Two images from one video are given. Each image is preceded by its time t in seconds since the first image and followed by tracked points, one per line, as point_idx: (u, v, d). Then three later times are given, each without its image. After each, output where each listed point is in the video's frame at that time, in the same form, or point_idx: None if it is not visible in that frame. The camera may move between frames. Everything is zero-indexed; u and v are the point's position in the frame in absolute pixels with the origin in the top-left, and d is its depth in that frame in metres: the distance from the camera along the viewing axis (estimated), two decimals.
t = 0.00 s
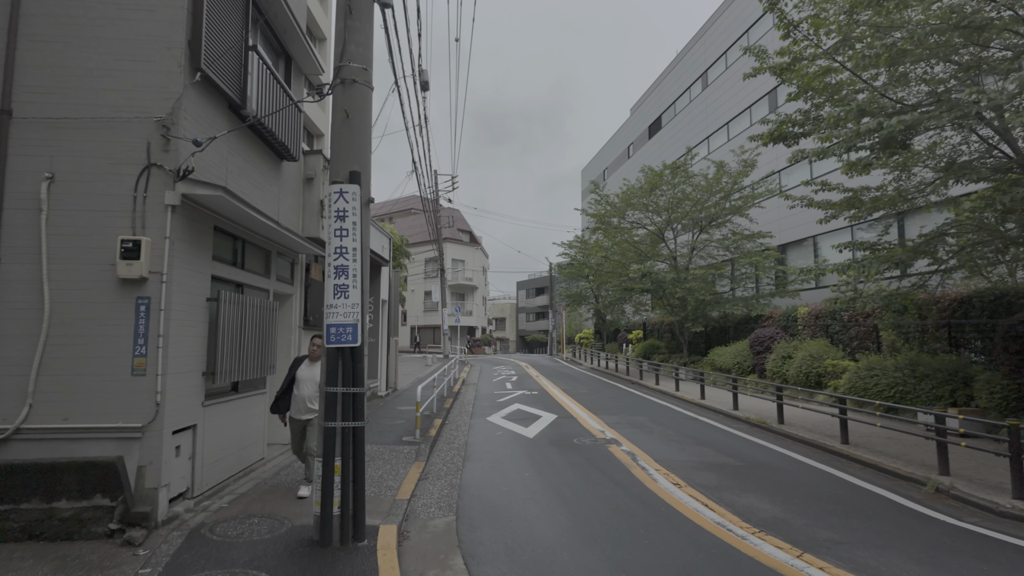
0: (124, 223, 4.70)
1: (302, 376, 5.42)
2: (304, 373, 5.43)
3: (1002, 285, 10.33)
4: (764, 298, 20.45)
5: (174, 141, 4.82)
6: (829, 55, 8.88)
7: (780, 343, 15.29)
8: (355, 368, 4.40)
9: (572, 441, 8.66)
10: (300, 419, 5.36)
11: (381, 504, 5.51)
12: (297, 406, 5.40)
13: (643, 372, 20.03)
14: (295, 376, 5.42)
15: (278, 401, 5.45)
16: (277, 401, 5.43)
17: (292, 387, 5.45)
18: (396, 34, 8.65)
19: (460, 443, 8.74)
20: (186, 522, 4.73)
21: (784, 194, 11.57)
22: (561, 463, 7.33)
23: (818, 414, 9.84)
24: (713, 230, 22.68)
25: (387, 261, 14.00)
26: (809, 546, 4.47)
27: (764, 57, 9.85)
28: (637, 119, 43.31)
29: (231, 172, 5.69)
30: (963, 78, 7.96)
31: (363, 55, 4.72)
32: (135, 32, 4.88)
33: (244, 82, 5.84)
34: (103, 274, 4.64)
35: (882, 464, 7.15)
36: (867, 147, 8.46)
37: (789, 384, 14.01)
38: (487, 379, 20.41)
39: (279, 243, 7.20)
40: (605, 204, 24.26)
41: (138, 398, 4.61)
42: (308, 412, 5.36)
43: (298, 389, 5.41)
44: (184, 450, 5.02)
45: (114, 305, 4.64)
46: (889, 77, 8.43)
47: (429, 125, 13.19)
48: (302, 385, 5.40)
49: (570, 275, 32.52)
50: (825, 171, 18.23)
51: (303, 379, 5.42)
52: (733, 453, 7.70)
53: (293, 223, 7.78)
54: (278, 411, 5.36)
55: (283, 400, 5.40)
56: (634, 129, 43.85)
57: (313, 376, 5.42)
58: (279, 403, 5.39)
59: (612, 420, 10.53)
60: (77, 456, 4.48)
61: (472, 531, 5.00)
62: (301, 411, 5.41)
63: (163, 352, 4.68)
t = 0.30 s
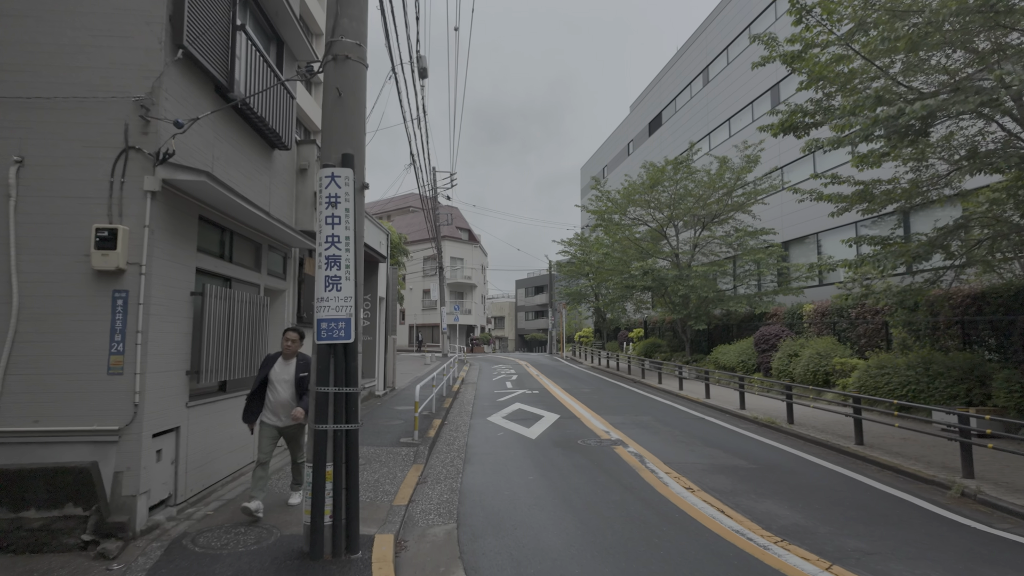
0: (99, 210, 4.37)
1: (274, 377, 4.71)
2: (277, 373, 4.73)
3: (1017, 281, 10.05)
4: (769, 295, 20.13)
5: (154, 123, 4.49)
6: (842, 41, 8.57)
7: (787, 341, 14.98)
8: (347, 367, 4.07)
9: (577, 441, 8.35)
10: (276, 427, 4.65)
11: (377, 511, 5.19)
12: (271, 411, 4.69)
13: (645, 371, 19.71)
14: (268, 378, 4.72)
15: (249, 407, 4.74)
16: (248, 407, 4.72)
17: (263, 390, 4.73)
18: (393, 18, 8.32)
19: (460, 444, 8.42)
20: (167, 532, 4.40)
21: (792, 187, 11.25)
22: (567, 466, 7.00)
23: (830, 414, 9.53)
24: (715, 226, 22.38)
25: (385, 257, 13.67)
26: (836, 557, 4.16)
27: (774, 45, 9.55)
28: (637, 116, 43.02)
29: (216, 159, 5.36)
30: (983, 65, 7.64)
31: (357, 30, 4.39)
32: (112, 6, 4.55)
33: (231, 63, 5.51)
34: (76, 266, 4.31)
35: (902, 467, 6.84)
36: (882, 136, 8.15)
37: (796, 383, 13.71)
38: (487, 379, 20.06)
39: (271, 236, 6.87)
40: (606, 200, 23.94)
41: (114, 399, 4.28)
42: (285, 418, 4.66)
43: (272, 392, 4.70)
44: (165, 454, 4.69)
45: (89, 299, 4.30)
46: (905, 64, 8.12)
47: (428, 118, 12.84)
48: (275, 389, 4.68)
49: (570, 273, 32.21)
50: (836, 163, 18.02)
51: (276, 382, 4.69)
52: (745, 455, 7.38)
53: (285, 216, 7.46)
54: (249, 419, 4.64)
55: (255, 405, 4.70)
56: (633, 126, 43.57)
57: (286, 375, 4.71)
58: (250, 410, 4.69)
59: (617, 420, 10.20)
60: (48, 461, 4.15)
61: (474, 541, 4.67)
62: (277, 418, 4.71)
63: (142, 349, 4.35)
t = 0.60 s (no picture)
0: (68, 204, 4.00)
1: (231, 385, 4.06)
2: (234, 380, 4.09)
3: None
4: (773, 296, 19.78)
5: (128, 109, 4.11)
6: (857, 31, 8.23)
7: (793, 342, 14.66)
8: (338, 375, 3.70)
9: (581, 448, 8.00)
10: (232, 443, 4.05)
11: (372, 528, 4.83)
12: (227, 426, 4.05)
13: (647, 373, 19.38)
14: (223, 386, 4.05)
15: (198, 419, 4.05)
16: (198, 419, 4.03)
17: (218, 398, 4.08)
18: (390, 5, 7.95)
19: (459, 451, 8.06)
20: (143, 555, 4.04)
21: (802, 183, 10.91)
22: (573, 476, 6.65)
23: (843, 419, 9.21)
24: (717, 225, 22.06)
25: (381, 256, 13.30)
26: None
27: (785, 36, 9.23)
28: (636, 114, 42.68)
29: (198, 150, 4.99)
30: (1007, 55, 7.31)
31: (349, 7, 4.03)
32: None
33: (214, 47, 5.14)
34: (42, 264, 3.93)
35: (924, 477, 6.52)
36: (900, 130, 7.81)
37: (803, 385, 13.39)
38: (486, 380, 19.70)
39: (260, 233, 6.50)
40: (607, 198, 23.60)
41: (84, 409, 3.91)
42: (244, 434, 4.06)
43: (227, 403, 4.06)
44: (142, 468, 4.32)
45: (55, 300, 3.93)
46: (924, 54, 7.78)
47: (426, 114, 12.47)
48: (234, 398, 4.04)
49: (569, 273, 31.88)
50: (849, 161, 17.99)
51: (234, 390, 4.06)
52: (758, 464, 7.04)
53: (276, 212, 7.09)
54: (200, 433, 3.97)
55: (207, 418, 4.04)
56: (633, 124, 43.24)
57: (245, 383, 4.08)
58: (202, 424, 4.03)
59: (622, 425, 9.85)
60: (10, 479, 3.79)
61: (477, 562, 4.31)
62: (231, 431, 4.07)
63: (114, 355, 3.98)
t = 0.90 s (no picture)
0: (36, 188, 3.64)
1: (175, 407, 3.23)
2: (179, 401, 3.26)
3: None
4: (780, 294, 19.44)
5: (102, 83, 3.75)
6: (877, 16, 7.89)
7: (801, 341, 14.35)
8: (332, 376, 3.35)
9: (589, 452, 7.66)
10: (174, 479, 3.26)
11: (369, 541, 4.48)
12: (169, 460, 3.24)
13: (650, 372, 19.06)
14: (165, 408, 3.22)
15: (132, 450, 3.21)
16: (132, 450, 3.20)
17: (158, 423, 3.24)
18: None
19: (462, 455, 7.72)
20: (118, 573, 3.68)
21: (814, 178, 10.58)
22: (582, 482, 6.31)
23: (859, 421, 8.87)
24: (721, 222, 21.73)
25: (379, 253, 12.94)
26: None
27: (800, 23, 8.89)
28: (637, 111, 42.36)
29: (181, 132, 4.63)
30: None
31: None
32: None
33: (200, 22, 4.78)
34: (8, 254, 3.58)
35: (952, 483, 6.19)
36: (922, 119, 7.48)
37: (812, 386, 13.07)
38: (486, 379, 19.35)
39: (251, 224, 6.15)
40: (609, 195, 23.26)
41: (53, 414, 3.55)
42: (192, 470, 3.27)
43: (170, 429, 3.24)
44: (118, 478, 3.96)
45: (23, 294, 3.57)
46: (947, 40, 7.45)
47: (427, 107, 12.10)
48: (179, 425, 3.23)
49: (569, 271, 31.56)
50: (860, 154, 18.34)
51: (180, 415, 3.24)
52: (776, 469, 6.70)
53: (269, 203, 6.74)
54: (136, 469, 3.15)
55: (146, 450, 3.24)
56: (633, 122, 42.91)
57: (194, 406, 3.27)
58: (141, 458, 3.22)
59: (629, 427, 9.50)
60: None
61: None
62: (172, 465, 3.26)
63: (85, 354, 3.62)
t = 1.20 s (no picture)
0: None
1: (83, 424, 2.41)
2: (88, 417, 2.43)
3: None
4: (784, 294, 19.12)
5: (67, 59, 3.40)
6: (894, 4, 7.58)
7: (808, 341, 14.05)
8: (321, 383, 3.00)
9: (595, 458, 7.33)
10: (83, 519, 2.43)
11: (363, 559, 4.13)
12: (76, 495, 2.41)
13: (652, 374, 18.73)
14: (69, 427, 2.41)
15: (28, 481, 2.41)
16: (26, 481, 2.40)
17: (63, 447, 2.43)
18: None
19: (462, 461, 7.38)
20: None
21: (824, 173, 10.25)
22: (590, 491, 5.97)
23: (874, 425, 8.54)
24: (724, 221, 21.42)
25: (375, 251, 12.58)
26: None
27: (812, 11, 8.58)
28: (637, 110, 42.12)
29: (159, 117, 4.29)
30: None
31: None
32: None
33: None
34: None
35: (981, 492, 5.87)
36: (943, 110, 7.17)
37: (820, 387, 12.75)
38: (485, 380, 18.99)
39: (238, 218, 5.80)
40: (609, 193, 22.93)
41: (12, 424, 3.21)
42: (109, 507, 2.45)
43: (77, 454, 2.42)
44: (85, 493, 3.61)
45: None
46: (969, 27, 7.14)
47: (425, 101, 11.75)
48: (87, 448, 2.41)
49: (569, 271, 31.23)
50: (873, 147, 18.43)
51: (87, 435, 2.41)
52: (794, 477, 6.37)
53: (258, 197, 6.40)
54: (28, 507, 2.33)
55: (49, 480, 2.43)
56: (633, 121, 42.59)
57: (109, 422, 2.44)
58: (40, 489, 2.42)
59: (635, 431, 9.17)
60: None
61: None
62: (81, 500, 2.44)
63: (47, 357, 3.27)
